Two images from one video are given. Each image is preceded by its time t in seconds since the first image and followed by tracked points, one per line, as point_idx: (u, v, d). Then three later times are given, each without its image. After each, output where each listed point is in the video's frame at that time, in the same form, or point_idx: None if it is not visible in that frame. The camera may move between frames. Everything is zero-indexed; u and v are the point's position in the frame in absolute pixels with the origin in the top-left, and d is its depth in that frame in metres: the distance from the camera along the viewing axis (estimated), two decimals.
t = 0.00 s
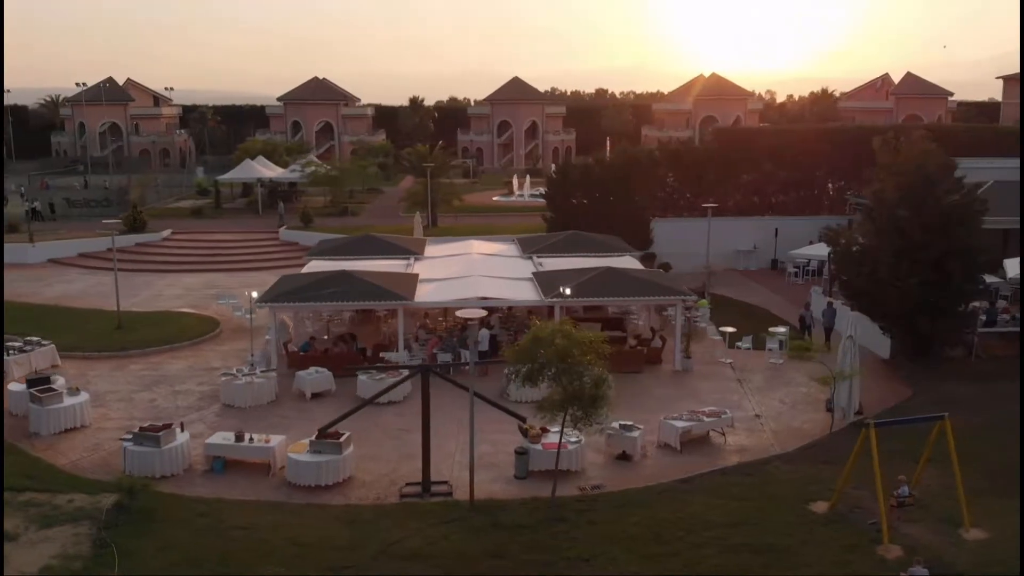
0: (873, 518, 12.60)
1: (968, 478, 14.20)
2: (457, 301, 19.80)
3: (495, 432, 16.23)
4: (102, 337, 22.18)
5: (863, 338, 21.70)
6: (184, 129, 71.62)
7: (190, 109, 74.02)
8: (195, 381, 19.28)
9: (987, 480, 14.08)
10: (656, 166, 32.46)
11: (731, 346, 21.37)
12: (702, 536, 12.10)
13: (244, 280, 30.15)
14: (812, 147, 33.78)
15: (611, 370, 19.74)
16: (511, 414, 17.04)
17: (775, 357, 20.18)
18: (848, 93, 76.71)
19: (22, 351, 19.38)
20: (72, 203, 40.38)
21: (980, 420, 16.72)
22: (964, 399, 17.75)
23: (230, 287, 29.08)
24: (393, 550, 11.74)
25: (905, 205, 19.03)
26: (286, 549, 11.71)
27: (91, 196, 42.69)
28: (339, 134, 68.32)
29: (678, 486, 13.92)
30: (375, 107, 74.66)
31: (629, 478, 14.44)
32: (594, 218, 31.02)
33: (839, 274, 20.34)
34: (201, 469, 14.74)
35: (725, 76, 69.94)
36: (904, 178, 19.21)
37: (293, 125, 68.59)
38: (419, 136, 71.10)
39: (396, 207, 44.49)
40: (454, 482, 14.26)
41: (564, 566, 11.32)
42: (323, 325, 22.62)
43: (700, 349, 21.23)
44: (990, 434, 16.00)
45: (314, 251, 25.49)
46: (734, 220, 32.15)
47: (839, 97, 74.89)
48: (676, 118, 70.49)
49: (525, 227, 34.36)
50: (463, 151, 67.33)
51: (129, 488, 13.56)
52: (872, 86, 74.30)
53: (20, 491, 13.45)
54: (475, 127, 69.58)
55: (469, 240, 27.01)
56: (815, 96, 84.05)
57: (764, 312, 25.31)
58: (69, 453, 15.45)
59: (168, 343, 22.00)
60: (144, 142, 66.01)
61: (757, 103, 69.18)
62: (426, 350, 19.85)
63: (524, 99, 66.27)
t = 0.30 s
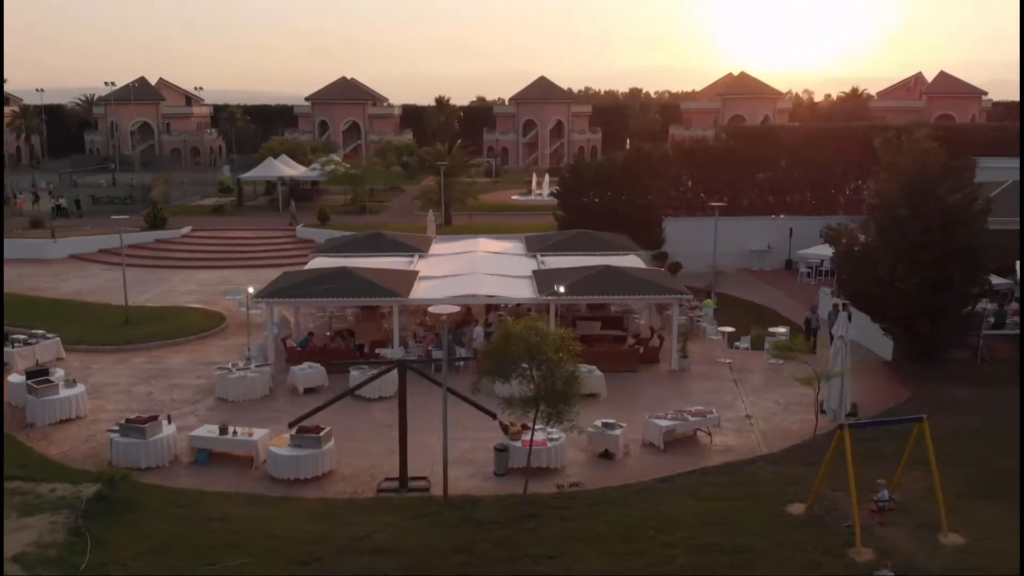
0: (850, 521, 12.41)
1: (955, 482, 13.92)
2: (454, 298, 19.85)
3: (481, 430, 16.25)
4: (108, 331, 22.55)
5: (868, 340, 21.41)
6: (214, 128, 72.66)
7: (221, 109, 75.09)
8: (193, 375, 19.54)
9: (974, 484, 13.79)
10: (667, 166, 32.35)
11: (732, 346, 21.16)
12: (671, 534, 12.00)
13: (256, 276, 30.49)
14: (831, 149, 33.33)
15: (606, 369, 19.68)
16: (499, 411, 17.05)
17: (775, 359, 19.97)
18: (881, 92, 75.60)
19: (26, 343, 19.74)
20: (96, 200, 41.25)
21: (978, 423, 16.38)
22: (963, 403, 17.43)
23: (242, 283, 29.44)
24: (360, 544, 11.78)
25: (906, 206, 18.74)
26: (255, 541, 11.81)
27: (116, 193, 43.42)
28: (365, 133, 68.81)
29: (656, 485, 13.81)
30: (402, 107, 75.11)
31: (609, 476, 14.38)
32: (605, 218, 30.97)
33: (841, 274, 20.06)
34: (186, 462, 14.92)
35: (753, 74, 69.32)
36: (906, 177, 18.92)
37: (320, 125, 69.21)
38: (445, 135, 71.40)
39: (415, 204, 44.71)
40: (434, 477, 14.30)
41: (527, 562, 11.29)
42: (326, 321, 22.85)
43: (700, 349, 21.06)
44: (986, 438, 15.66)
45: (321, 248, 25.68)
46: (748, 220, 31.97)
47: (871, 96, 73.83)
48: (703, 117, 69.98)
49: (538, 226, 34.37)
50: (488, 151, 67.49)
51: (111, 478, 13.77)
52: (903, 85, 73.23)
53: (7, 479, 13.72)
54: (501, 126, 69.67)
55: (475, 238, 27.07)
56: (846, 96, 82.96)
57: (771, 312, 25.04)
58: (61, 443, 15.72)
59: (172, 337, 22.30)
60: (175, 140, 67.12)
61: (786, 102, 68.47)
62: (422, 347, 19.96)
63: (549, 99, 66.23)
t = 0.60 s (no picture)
0: (831, 524, 12.23)
1: (947, 485, 13.65)
2: (456, 295, 19.90)
3: (473, 427, 16.28)
4: (121, 325, 22.97)
5: (877, 342, 21.10)
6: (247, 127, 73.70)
7: (254, 109, 76.14)
8: (199, 369, 19.85)
9: (967, 488, 13.51)
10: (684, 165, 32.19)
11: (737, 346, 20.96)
12: (648, 533, 11.92)
13: (274, 273, 30.88)
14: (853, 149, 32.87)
15: (605, 367, 19.62)
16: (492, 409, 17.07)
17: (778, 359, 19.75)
18: (918, 91, 74.27)
19: (38, 336, 20.18)
20: (125, 198, 42.12)
21: (979, 427, 16.04)
22: (967, 406, 17.09)
23: (258, 280, 29.82)
24: (337, 537, 11.87)
25: (914, 204, 18.46)
26: (233, 531, 11.96)
27: (145, 190, 44.18)
28: (394, 133, 69.28)
29: (640, 483, 13.74)
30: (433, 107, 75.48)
31: (596, 474, 14.34)
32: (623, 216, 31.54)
33: (847, 273, 19.82)
34: (180, 453, 15.16)
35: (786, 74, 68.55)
36: (912, 176, 18.63)
37: (350, 125, 69.82)
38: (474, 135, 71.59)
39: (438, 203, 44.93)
40: (420, 473, 14.37)
41: (499, 558, 11.29)
42: (335, 317, 23.09)
43: (704, 349, 20.90)
44: (986, 442, 15.33)
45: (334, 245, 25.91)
46: (766, 219, 31.72)
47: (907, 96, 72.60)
48: (734, 116, 69.34)
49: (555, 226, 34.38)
50: (516, 150, 67.55)
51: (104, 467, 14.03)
52: (940, 85, 71.92)
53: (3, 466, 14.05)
54: (530, 126, 69.67)
55: (488, 236, 27.13)
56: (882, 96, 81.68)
57: (783, 312, 24.76)
58: (62, 433, 16.07)
59: (183, 331, 22.65)
60: (209, 139, 68.36)
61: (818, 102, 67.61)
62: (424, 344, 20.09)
63: (578, 98, 66.10)
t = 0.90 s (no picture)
0: (815, 525, 12.11)
1: (941, 489, 13.43)
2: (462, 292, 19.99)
3: (469, 422, 16.37)
4: (139, 319, 23.45)
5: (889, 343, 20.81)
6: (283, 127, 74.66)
7: (290, 108, 77.12)
8: (210, 362, 20.21)
9: (961, 492, 13.29)
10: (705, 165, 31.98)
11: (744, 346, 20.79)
12: (627, 530, 11.92)
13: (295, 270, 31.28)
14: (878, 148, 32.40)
15: (608, 366, 19.60)
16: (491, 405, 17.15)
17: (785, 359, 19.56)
18: (959, 91, 72.85)
19: (55, 328, 20.69)
20: (156, 195, 42.92)
21: (983, 431, 15.75)
22: (973, 409, 16.78)
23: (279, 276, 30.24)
24: (319, 528, 12.03)
25: (923, 204, 18.04)
26: (219, 520, 12.19)
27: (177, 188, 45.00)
28: (427, 133, 69.68)
29: (628, 481, 13.72)
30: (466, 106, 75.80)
31: (586, 470, 14.34)
32: (644, 216, 31.56)
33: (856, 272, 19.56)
34: (180, 444, 15.46)
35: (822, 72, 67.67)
36: (921, 175, 18.29)
37: (383, 125, 70.39)
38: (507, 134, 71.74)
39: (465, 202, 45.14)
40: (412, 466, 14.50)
41: (475, 551, 11.37)
42: (347, 312, 23.36)
43: (712, 348, 20.77)
44: (988, 446, 15.06)
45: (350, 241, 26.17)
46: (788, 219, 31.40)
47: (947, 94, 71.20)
48: (769, 114, 68.58)
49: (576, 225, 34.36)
50: (548, 149, 67.52)
51: (103, 456, 14.36)
52: (982, 83, 70.42)
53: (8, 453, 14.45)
54: (562, 125, 69.62)
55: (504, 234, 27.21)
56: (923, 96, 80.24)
57: (798, 313, 24.49)
58: (69, 422, 16.48)
59: (198, 325, 23.06)
60: (246, 139, 69.36)
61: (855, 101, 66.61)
62: (431, 340, 20.26)
63: (610, 96, 65.89)
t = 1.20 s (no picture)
0: (796, 523, 12.04)
1: (933, 490, 13.25)
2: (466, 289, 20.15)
3: (465, 417, 16.50)
4: (157, 313, 23.95)
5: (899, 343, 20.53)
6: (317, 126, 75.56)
7: (325, 108, 77.97)
8: (220, 355, 20.59)
9: (952, 494, 13.10)
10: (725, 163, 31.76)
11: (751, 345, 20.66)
12: (606, 525, 11.95)
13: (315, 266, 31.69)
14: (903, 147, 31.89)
15: (610, 363, 19.61)
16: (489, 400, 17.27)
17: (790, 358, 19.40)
18: (1001, 90, 71.33)
19: (73, 321, 21.22)
20: (187, 192, 43.71)
21: (984, 433, 15.51)
22: (977, 411, 16.51)
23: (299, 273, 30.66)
24: (302, 517, 12.23)
25: (927, 203, 17.85)
26: (207, 508, 12.45)
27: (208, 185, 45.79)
28: (458, 132, 70.01)
29: (615, 476, 13.74)
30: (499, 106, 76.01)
31: (575, 465, 14.39)
32: (662, 214, 31.47)
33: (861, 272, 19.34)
34: (181, 434, 15.78)
35: (857, 71, 66.78)
36: (926, 174, 18.05)
37: (415, 124, 70.87)
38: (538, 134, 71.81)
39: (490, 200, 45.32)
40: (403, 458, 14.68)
41: (451, 542, 11.50)
42: (360, 307, 23.72)
43: (718, 347, 20.66)
44: (986, 448, 14.83)
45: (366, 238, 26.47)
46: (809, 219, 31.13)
47: (989, 93, 69.74)
48: (804, 113, 67.78)
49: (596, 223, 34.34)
50: (579, 148, 67.45)
51: (104, 444, 14.73)
52: None
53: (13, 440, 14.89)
54: (594, 124, 69.50)
55: (518, 232, 27.34)
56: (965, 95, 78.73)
57: (812, 313, 24.25)
58: (78, 411, 16.92)
59: (212, 320, 23.49)
60: (280, 138, 70.32)
61: (892, 99, 65.55)
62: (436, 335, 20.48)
63: (642, 95, 65.60)
